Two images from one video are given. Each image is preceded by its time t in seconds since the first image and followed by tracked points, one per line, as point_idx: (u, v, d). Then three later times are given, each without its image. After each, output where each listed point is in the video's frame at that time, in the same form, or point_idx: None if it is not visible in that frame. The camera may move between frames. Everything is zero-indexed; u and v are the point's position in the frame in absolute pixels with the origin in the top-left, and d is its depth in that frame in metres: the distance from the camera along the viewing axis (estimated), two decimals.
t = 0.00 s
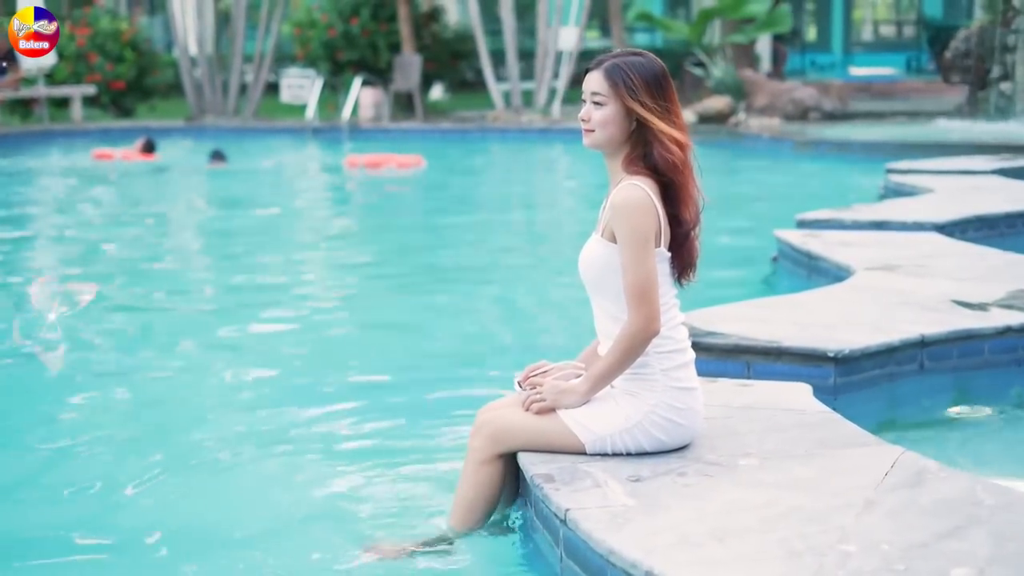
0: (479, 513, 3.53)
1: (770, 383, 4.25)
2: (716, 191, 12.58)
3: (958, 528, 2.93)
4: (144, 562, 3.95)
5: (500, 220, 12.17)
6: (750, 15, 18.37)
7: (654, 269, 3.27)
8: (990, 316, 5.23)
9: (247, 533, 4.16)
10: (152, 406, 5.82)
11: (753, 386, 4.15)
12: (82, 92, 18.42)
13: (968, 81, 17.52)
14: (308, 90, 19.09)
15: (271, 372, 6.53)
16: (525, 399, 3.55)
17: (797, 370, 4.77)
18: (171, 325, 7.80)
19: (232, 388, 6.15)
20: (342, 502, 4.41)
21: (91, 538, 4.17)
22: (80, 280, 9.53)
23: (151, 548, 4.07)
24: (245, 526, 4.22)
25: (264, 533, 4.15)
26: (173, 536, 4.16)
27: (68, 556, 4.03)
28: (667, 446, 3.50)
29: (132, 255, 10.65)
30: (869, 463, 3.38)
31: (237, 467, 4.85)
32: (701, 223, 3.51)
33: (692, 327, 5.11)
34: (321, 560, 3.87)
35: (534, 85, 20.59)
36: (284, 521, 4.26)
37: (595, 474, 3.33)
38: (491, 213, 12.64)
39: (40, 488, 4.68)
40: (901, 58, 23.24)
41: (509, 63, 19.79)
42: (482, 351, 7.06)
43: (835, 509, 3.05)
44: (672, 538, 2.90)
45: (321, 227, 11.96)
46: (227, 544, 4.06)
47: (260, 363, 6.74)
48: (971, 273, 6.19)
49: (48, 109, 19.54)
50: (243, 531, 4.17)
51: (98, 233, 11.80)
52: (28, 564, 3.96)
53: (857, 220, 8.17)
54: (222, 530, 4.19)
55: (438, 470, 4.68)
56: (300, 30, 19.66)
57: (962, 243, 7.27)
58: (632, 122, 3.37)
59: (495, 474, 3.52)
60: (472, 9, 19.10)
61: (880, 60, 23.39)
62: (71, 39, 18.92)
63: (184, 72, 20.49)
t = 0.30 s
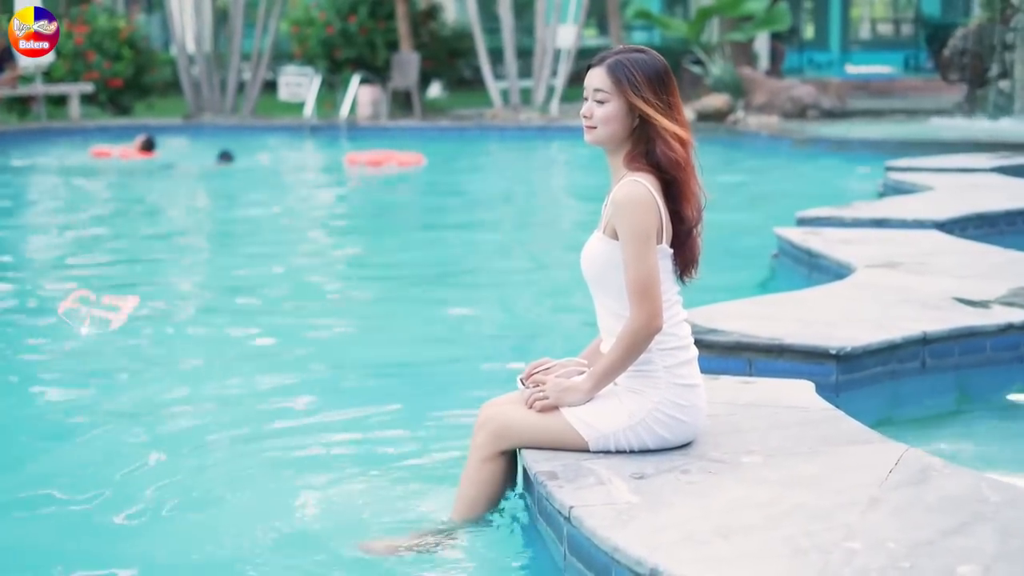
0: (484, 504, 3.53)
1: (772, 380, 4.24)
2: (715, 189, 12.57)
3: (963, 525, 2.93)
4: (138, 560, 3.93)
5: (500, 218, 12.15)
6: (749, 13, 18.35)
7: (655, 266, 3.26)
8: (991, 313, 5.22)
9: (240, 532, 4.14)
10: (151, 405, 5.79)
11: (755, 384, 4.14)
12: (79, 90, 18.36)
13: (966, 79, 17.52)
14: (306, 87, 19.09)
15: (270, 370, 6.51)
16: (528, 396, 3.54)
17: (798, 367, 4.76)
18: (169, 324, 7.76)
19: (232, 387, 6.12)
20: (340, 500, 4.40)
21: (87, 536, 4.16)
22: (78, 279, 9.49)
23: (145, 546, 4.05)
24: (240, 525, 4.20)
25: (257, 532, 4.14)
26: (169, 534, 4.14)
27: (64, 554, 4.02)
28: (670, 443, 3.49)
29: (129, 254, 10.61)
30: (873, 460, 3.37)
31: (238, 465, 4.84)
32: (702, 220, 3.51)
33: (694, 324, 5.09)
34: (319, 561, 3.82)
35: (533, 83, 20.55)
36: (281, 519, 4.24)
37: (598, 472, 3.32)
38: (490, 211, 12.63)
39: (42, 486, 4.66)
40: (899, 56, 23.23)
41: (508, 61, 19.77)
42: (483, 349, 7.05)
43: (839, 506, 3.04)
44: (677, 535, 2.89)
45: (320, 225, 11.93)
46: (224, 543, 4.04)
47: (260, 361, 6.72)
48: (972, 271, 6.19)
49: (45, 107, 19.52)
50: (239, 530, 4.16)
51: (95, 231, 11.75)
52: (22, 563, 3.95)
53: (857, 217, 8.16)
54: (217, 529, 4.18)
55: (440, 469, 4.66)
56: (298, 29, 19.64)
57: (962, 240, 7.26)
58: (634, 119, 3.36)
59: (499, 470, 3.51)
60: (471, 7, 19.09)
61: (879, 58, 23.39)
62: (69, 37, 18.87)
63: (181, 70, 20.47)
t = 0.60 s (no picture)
0: (490, 503, 3.52)
1: (775, 379, 4.23)
2: (715, 188, 12.55)
3: (969, 523, 2.92)
4: (139, 559, 3.93)
5: (499, 218, 12.14)
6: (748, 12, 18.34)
7: (658, 263, 3.25)
8: (993, 312, 5.22)
9: (240, 531, 4.13)
10: (152, 405, 5.77)
11: (758, 382, 4.13)
12: (78, 89, 18.34)
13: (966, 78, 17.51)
14: (305, 87, 19.07)
15: (272, 370, 6.49)
16: (531, 395, 3.53)
17: (801, 366, 4.76)
18: (170, 324, 7.74)
19: (233, 386, 6.11)
20: (341, 499, 4.39)
21: (87, 535, 4.16)
22: (79, 279, 9.48)
23: (144, 545, 4.04)
24: (240, 524, 4.19)
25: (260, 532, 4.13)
26: (168, 534, 4.13)
27: (63, 553, 4.02)
28: (674, 441, 3.48)
29: (129, 253, 10.59)
30: (877, 459, 3.36)
31: (240, 464, 4.83)
32: (703, 220, 3.50)
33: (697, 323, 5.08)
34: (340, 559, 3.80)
35: (532, 82, 20.52)
36: (280, 519, 4.23)
37: (603, 470, 3.32)
38: (490, 210, 12.62)
39: (46, 486, 4.65)
40: (898, 55, 23.22)
41: (507, 61, 19.75)
42: (486, 348, 7.04)
43: (846, 505, 3.03)
44: (682, 534, 2.88)
45: (320, 224, 11.93)
46: (226, 543, 4.04)
47: (260, 361, 6.71)
48: (974, 269, 6.18)
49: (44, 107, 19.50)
50: (238, 529, 4.15)
51: (95, 231, 11.74)
52: (21, 561, 3.95)
53: (857, 216, 8.15)
54: (217, 529, 4.17)
55: (444, 468, 4.65)
56: (297, 28, 19.61)
57: (962, 238, 7.26)
58: (639, 118, 3.35)
59: (505, 471, 3.51)
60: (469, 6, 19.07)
61: (878, 57, 23.38)
62: (68, 37, 18.85)
63: (181, 69, 20.46)
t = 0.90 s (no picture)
0: (497, 504, 3.52)
1: (779, 378, 4.23)
2: (716, 188, 12.54)
3: (975, 523, 2.92)
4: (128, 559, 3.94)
5: (500, 218, 12.13)
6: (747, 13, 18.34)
7: (662, 263, 3.24)
8: (996, 312, 5.22)
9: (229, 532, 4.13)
10: (150, 405, 5.77)
11: (762, 382, 4.13)
12: (77, 89, 18.34)
13: (965, 78, 17.51)
14: (304, 87, 19.08)
15: (272, 370, 6.48)
16: (535, 395, 3.52)
17: (805, 366, 4.76)
18: (169, 325, 7.73)
19: (234, 387, 6.10)
20: (338, 499, 4.39)
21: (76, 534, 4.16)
22: (79, 279, 9.47)
23: (135, 544, 4.05)
24: (230, 524, 4.20)
25: (249, 533, 4.12)
26: (159, 534, 4.13)
27: (59, 551, 4.03)
28: (679, 441, 3.48)
29: (129, 254, 10.58)
30: (881, 459, 3.36)
31: (239, 463, 4.83)
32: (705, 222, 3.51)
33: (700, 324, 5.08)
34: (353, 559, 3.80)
35: (532, 82, 20.52)
36: (277, 518, 4.24)
37: (607, 470, 3.31)
38: (491, 210, 12.62)
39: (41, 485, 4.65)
40: (897, 55, 23.21)
41: (507, 61, 19.75)
42: (487, 347, 7.04)
43: (852, 505, 3.03)
44: (688, 534, 2.88)
45: (319, 224, 11.92)
46: (215, 542, 4.04)
47: (261, 361, 6.70)
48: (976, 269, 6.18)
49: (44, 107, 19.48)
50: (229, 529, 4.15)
51: (94, 230, 11.75)
52: (11, 558, 3.96)
53: (858, 216, 8.15)
54: (209, 528, 4.17)
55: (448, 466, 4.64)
56: (297, 28, 19.59)
57: (964, 238, 7.27)
58: (647, 118, 3.34)
59: (511, 473, 3.51)
60: (469, 7, 19.07)
61: (877, 57, 23.37)
62: (67, 37, 18.84)
63: (181, 70, 20.46)
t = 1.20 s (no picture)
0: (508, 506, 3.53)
1: (782, 377, 4.23)
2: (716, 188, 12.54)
3: (980, 523, 2.92)
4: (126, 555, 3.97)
5: (500, 218, 12.13)
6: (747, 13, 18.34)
7: (667, 261, 3.24)
8: (999, 312, 5.22)
9: (227, 528, 4.17)
10: (154, 404, 5.78)
11: (766, 381, 4.13)
12: (77, 89, 18.34)
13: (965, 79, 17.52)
14: (304, 87, 19.09)
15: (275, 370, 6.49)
16: (540, 395, 3.52)
17: (808, 366, 4.76)
18: (171, 325, 7.74)
19: (236, 386, 6.10)
20: (332, 496, 4.43)
21: (73, 531, 4.20)
22: (80, 279, 9.47)
23: (133, 542, 4.08)
24: (227, 521, 4.23)
25: (246, 528, 4.16)
26: (156, 532, 4.15)
27: (55, 549, 4.05)
28: (683, 441, 3.48)
29: (130, 254, 10.58)
30: (886, 460, 3.36)
31: (239, 461, 4.85)
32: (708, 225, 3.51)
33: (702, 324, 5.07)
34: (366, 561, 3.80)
35: (531, 83, 20.52)
36: (276, 517, 4.25)
37: (613, 470, 3.31)
38: (491, 210, 12.63)
39: (41, 483, 4.68)
40: (896, 55, 23.22)
41: (507, 61, 19.75)
42: (490, 347, 7.05)
43: (858, 504, 3.03)
44: (694, 534, 2.88)
45: (320, 224, 11.92)
46: (214, 539, 4.08)
47: (262, 361, 6.70)
48: (978, 269, 6.18)
49: (43, 107, 19.48)
50: (226, 526, 4.19)
51: (95, 231, 11.75)
52: (7, 555, 3.99)
53: (859, 216, 8.15)
54: (208, 527, 4.19)
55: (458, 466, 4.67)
56: (296, 29, 19.59)
57: (964, 238, 7.28)
58: (655, 119, 3.35)
59: (518, 473, 3.51)
60: (468, 7, 19.06)
61: (876, 58, 23.38)
62: (67, 37, 18.84)
63: (181, 70, 20.48)
